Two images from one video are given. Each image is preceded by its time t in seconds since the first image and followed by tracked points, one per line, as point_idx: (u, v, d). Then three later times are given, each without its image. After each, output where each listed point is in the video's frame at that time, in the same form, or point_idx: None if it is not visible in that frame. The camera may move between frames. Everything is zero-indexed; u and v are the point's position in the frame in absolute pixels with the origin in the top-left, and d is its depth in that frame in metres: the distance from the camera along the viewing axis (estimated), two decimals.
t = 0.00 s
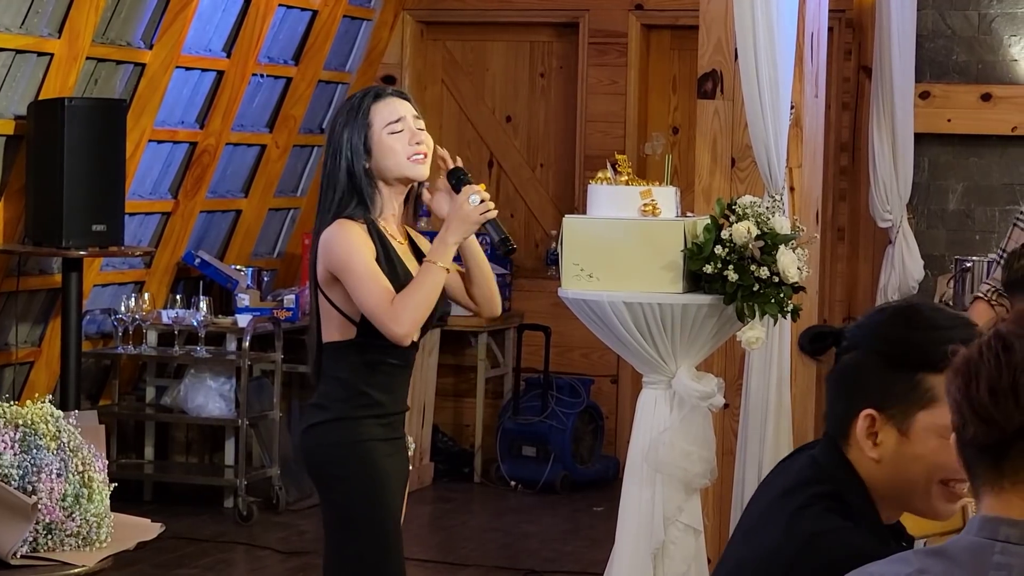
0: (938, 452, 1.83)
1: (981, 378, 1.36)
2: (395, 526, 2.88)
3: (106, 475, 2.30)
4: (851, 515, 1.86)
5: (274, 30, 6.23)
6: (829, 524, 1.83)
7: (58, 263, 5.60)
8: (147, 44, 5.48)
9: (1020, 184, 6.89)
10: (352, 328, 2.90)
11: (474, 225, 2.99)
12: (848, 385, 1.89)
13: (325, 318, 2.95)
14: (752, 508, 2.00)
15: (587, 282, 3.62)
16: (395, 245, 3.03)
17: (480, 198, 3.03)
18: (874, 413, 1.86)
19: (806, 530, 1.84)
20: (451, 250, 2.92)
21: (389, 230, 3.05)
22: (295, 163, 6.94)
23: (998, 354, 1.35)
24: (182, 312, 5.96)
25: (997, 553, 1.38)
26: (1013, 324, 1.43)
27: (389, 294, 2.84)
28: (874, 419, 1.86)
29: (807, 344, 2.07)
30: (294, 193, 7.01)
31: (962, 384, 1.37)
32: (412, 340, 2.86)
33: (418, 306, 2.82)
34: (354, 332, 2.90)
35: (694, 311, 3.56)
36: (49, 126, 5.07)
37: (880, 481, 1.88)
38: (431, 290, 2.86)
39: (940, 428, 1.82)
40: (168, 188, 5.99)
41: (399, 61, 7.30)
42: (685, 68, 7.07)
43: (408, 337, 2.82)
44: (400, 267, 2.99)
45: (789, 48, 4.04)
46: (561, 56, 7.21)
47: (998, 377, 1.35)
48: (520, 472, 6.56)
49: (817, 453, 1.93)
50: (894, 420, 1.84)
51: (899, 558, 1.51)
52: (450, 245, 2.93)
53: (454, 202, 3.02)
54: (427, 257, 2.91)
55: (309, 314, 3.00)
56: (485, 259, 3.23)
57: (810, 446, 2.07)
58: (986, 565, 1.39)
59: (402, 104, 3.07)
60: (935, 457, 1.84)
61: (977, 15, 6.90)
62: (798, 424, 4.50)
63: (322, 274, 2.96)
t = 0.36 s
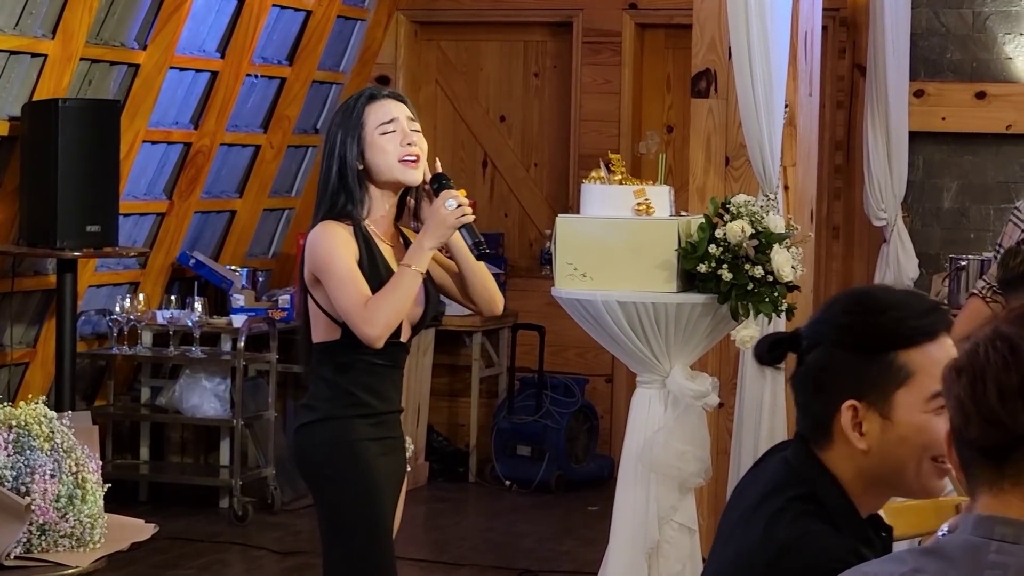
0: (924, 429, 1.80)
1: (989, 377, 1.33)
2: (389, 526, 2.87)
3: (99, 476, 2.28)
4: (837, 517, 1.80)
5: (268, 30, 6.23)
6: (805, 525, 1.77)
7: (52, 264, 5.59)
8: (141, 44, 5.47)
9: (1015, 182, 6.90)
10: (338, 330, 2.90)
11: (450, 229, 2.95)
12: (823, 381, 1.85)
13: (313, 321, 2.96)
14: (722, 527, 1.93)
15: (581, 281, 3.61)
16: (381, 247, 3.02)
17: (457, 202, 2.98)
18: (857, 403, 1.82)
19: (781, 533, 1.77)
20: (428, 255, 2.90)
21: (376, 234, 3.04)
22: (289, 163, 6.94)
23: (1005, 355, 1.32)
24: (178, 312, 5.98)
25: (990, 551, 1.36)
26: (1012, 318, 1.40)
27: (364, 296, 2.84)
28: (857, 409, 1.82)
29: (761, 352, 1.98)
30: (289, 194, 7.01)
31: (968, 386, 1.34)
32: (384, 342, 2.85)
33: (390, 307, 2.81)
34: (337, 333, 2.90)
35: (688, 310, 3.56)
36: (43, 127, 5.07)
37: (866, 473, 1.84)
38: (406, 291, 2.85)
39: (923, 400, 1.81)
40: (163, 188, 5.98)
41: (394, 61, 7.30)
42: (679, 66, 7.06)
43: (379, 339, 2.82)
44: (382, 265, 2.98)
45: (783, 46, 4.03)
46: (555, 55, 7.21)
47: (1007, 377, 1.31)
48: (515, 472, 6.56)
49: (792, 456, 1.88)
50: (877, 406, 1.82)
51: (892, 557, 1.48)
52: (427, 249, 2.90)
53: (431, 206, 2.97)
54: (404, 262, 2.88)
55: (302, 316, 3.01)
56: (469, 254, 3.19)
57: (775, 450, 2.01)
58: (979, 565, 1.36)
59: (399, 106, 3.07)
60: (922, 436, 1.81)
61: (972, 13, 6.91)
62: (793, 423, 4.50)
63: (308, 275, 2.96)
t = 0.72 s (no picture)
0: (938, 409, 1.84)
1: (997, 379, 1.33)
2: (383, 526, 2.86)
3: (93, 477, 2.27)
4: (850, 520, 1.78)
5: (261, 30, 6.22)
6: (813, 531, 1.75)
7: (45, 264, 5.58)
8: (133, 45, 5.46)
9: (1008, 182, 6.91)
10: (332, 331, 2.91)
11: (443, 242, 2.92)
12: (830, 381, 1.84)
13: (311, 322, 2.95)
14: (714, 547, 1.88)
15: (575, 281, 3.62)
16: (381, 251, 3.01)
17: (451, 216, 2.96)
18: (878, 393, 1.83)
19: (791, 538, 1.75)
20: (419, 267, 2.88)
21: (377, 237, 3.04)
22: (283, 163, 6.93)
23: (1012, 358, 1.33)
24: (171, 312, 5.96)
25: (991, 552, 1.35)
26: (1013, 324, 1.41)
27: (355, 303, 2.83)
28: (879, 399, 1.83)
29: (752, 367, 1.93)
30: (282, 194, 7.01)
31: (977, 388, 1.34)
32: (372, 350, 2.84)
33: (380, 314, 2.80)
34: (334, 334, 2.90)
35: (682, 310, 3.56)
36: (35, 127, 5.07)
37: (884, 461, 1.85)
38: (398, 299, 2.83)
39: (930, 379, 1.85)
40: (156, 189, 5.97)
41: (387, 61, 7.30)
42: (673, 66, 7.07)
43: (367, 346, 2.81)
44: (381, 266, 2.98)
45: (777, 46, 4.03)
46: (549, 55, 7.21)
47: (1015, 380, 1.32)
48: (509, 472, 6.56)
49: (782, 458, 1.87)
50: (894, 392, 1.83)
51: (889, 559, 1.46)
52: (417, 261, 2.87)
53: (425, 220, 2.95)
54: (396, 273, 2.86)
55: (298, 313, 3.01)
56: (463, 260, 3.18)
57: (758, 457, 1.98)
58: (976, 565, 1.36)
59: (410, 115, 3.08)
60: (936, 417, 1.84)
61: (965, 13, 6.91)
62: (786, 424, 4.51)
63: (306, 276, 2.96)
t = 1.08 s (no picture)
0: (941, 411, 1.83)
1: (982, 383, 1.32)
2: (376, 526, 2.86)
3: (88, 478, 2.27)
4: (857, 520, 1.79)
5: (256, 30, 6.21)
6: (818, 527, 1.75)
7: (39, 263, 5.57)
8: (128, 44, 5.46)
9: (1002, 183, 6.92)
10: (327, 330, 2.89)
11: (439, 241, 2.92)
12: (834, 382, 1.84)
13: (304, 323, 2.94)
14: (722, 548, 1.88)
15: (570, 281, 3.62)
16: (375, 251, 3.02)
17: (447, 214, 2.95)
18: (882, 394, 1.82)
19: (797, 535, 1.76)
20: (416, 266, 2.88)
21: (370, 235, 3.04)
22: (278, 163, 6.93)
23: (996, 362, 1.32)
24: (166, 312, 5.96)
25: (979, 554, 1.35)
26: (1001, 324, 1.39)
27: (350, 302, 2.83)
28: (882, 400, 1.83)
29: (756, 365, 1.93)
30: (277, 193, 7.00)
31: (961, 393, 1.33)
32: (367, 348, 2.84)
33: (376, 313, 2.80)
34: (327, 333, 2.89)
35: (678, 310, 3.56)
36: (29, 126, 5.06)
37: (887, 463, 1.85)
38: (393, 298, 2.83)
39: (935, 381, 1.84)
40: (150, 188, 5.96)
41: (382, 61, 7.29)
42: (668, 66, 7.07)
43: (363, 344, 2.80)
44: (374, 268, 2.98)
45: (774, 47, 4.04)
46: (544, 54, 7.21)
47: (999, 386, 1.31)
48: (504, 472, 6.55)
49: (788, 457, 1.87)
50: (898, 393, 1.83)
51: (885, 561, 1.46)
52: (414, 260, 2.88)
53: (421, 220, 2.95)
54: (392, 271, 2.86)
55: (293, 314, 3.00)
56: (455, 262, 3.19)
57: (763, 460, 1.98)
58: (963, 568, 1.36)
59: (399, 113, 3.05)
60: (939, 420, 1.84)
61: (959, 13, 6.92)
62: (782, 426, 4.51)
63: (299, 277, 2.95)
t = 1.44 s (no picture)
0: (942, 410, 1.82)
1: (982, 387, 1.31)
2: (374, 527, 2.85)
3: (86, 478, 2.26)
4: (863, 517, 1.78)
5: (254, 29, 6.21)
6: (821, 526, 1.75)
7: (37, 263, 5.57)
8: (126, 43, 5.44)
9: (1000, 183, 6.93)
10: (322, 328, 2.90)
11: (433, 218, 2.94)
12: (834, 381, 1.84)
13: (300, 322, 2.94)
14: (725, 548, 1.88)
15: (569, 281, 3.61)
16: (366, 246, 3.02)
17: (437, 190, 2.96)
18: (881, 393, 1.82)
19: (802, 533, 1.76)
20: (413, 248, 2.89)
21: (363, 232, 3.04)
22: (276, 163, 6.92)
23: (995, 364, 1.31)
24: (163, 311, 5.95)
25: (981, 557, 1.36)
26: (1001, 323, 1.39)
27: (351, 290, 2.83)
28: (882, 398, 1.82)
29: (757, 363, 1.93)
30: (275, 193, 7.00)
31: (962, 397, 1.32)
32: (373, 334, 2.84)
33: (379, 300, 2.81)
34: (323, 332, 2.89)
35: (677, 310, 3.56)
36: (27, 125, 5.07)
37: (888, 464, 1.84)
38: (394, 283, 2.84)
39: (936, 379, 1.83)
40: (148, 188, 5.96)
41: (380, 60, 7.30)
42: (666, 66, 7.07)
43: (368, 331, 2.81)
44: (366, 262, 2.99)
45: (773, 46, 4.03)
46: (542, 54, 7.21)
47: (1000, 390, 1.30)
48: (503, 472, 6.55)
49: (792, 456, 1.87)
50: (898, 392, 1.82)
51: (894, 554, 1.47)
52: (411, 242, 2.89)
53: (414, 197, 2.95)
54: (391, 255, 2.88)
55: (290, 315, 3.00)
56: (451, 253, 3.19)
57: (768, 458, 1.98)
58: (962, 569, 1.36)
59: (386, 109, 3.05)
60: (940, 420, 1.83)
61: (958, 14, 6.93)
62: (781, 426, 4.51)
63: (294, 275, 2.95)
